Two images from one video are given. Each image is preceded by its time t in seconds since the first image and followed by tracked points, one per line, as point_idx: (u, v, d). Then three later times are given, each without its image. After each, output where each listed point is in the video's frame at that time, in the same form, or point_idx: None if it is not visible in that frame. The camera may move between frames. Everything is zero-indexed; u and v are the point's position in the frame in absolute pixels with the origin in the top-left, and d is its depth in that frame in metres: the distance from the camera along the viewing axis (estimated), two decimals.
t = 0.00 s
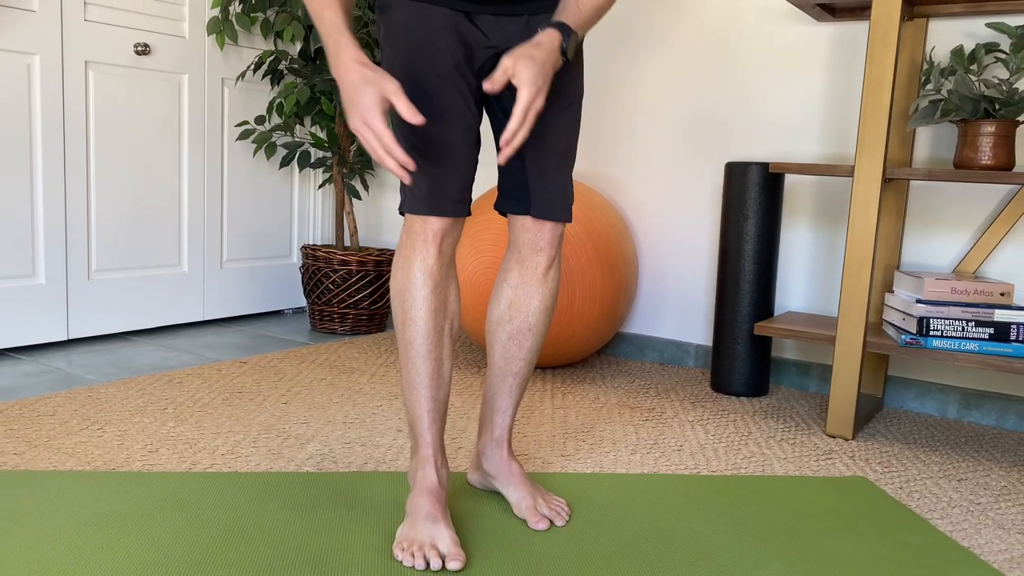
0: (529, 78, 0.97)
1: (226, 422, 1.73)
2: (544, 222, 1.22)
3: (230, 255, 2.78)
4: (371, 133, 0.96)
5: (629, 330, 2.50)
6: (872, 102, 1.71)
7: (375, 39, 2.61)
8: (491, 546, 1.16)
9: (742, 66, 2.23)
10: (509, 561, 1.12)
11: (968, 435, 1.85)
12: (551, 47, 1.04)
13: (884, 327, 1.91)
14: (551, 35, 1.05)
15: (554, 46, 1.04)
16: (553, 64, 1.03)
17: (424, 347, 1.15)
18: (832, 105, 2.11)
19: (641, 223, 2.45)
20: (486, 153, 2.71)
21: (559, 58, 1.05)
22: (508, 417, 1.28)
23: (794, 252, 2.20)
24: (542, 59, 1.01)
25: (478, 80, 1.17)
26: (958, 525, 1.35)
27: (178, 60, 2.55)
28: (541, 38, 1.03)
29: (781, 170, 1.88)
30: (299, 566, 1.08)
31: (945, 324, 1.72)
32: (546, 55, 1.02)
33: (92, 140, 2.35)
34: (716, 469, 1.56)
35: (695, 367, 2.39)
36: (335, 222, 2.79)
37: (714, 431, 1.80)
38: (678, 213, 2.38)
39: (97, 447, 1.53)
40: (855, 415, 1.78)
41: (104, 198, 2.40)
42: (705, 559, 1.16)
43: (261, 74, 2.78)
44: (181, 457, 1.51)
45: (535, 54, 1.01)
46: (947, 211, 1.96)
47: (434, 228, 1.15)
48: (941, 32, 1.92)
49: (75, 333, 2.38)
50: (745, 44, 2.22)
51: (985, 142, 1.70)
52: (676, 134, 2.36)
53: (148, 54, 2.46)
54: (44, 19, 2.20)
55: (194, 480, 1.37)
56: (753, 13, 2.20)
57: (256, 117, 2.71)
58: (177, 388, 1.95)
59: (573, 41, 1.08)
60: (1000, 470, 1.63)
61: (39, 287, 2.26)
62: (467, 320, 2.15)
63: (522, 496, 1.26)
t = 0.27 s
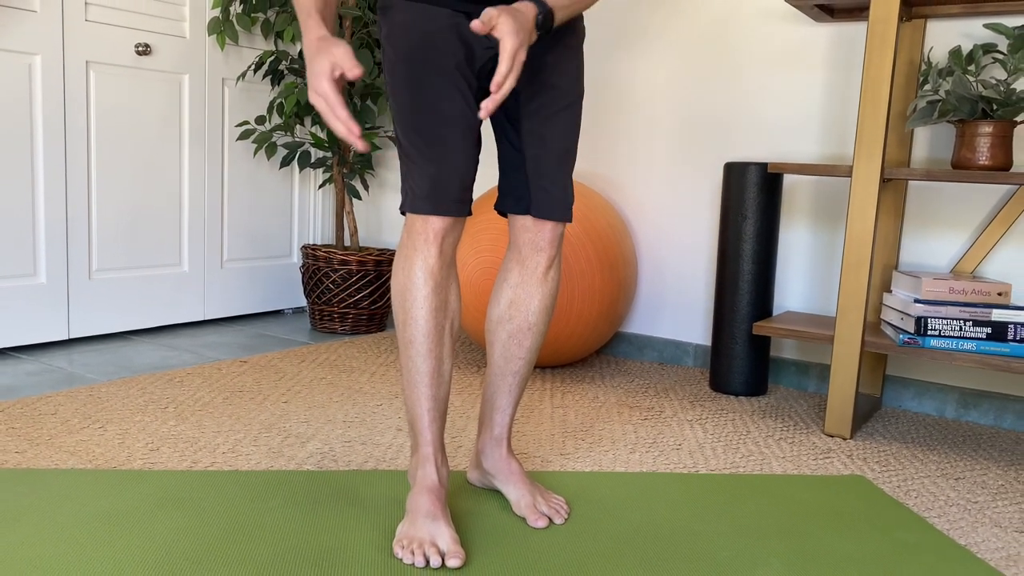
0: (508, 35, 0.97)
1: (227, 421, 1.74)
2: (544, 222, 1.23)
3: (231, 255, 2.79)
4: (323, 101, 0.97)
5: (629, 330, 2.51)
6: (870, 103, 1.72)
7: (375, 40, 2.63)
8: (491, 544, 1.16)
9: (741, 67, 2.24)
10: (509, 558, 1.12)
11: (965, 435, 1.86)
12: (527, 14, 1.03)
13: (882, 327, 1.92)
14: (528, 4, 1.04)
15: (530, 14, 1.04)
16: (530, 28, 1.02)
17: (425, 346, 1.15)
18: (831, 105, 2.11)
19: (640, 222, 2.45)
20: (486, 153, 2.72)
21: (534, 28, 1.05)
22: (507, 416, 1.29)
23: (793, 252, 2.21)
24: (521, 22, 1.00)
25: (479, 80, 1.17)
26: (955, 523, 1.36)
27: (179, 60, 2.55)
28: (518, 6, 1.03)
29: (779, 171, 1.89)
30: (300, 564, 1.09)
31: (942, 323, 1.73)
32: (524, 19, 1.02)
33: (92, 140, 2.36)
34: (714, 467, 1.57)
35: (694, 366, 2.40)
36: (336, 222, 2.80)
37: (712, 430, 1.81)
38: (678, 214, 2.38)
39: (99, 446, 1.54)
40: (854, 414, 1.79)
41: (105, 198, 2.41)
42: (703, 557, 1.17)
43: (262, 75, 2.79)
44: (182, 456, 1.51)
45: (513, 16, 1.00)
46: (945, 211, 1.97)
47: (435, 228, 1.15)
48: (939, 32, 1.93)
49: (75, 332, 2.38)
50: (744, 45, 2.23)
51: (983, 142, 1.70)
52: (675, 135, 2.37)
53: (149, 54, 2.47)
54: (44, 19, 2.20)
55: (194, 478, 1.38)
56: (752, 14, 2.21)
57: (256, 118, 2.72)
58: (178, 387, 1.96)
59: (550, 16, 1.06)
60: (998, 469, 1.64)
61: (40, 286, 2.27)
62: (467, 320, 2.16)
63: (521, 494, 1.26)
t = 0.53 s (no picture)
0: (489, 42, 0.96)
1: (227, 419, 1.74)
2: (544, 222, 1.24)
3: (231, 255, 2.79)
4: (398, 116, 0.94)
5: (628, 330, 2.52)
6: (868, 103, 1.73)
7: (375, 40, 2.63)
8: (490, 542, 1.17)
9: (740, 67, 2.25)
10: (507, 556, 1.13)
11: (963, 434, 1.86)
12: (520, 17, 1.02)
13: (880, 327, 1.93)
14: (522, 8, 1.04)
15: (524, 19, 1.02)
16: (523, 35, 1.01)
17: (425, 345, 1.16)
18: (829, 105, 2.12)
19: (639, 222, 2.46)
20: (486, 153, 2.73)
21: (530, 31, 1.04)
22: (506, 415, 1.29)
23: (791, 252, 2.21)
24: (509, 27, 0.99)
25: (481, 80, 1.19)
26: (952, 521, 1.37)
27: (179, 61, 2.56)
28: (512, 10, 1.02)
29: (778, 171, 1.90)
30: (301, 561, 1.09)
31: (940, 323, 1.74)
32: (516, 24, 1.01)
33: (93, 140, 2.36)
34: (712, 466, 1.58)
35: (693, 366, 2.40)
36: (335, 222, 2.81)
37: (711, 430, 1.81)
38: (676, 214, 2.39)
39: (100, 445, 1.55)
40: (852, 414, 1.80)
41: (105, 198, 2.41)
42: (701, 554, 1.18)
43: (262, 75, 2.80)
44: (183, 454, 1.52)
45: (501, 22, 0.99)
46: (943, 211, 1.98)
47: (435, 228, 1.16)
48: (936, 33, 1.94)
49: (76, 331, 2.39)
50: (743, 45, 2.23)
51: (980, 143, 1.71)
52: (674, 135, 2.37)
53: (149, 54, 2.47)
54: (45, 20, 2.21)
55: (195, 476, 1.39)
56: (751, 14, 2.21)
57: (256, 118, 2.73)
58: (179, 386, 1.96)
59: (550, 16, 1.06)
60: (995, 468, 1.65)
61: (40, 285, 2.27)
62: (467, 319, 2.17)
63: (520, 492, 1.27)
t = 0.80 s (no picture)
0: (489, 93, 1.12)
1: (228, 418, 1.75)
2: (544, 222, 1.24)
3: (231, 255, 2.80)
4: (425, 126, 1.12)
5: (627, 329, 2.52)
6: (865, 104, 1.73)
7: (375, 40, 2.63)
8: (489, 540, 1.18)
9: (738, 67, 2.26)
10: (507, 554, 1.14)
11: (961, 433, 1.87)
12: (512, 60, 1.15)
13: (878, 326, 1.93)
14: (512, 45, 1.15)
15: (515, 57, 1.15)
16: (516, 76, 1.15)
17: (425, 344, 1.17)
18: (828, 105, 2.13)
19: (638, 222, 2.47)
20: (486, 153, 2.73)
21: (521, 65, 1.16)
22: (506, 413, 1.30)
23: (790, 251, 2.22)
24: (504, 73, 1.13)
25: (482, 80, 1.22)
26: (949, 519, 1.37)
27: (180, 61, 2.57)
28: (503, 50, 1.15)
29: (776, 171, 1.90)
30: (301, 559, 1.10)
31: (937, 322, 1.74)
32: (510, 67, 1.14)
33: (93, 140, 2.37)
34: (711, 465, 1.58)
35: (692, 366, 2.41)
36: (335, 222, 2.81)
37: (709, 428, 1.82)
38: (675, 213, 2.40)
39: (101, 443, 1.55)
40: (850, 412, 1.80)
41: (105, 198, 2.42)
42: (699, 552, 1.18)
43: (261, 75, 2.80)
44: (184, 453, 1.53)
45: (497, 68, 1.13)
46: (940, 211, 1.99)
47: (436, 227, 1.17)
48: (933, 33, 1.95)
49: (76, 331, 2.40)
50: (742, 46, 2.24)
51: (977, 142, 1.72)
52: (673, 135, 2.38)
53: (149, 55, 2.48)
54: (46, 20, 2.22)
55: (196, 475, 1.39)
56: (750, 15, 2.22)
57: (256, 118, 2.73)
58: (179, 385, 1.97)
59: (540, 48, 1.17)
60: (992, 466, 1.65)
61: (40, 285, 2.28)
62: (467, 319, 2.17)
63: (519, 490, 1.28)
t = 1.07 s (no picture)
0: (489, 99, 1.13)
1: (228, 418, 1.76)
2: (543, 222, 1.25)
3: (230, 255, 2.81)
4: (425, 128, 1.13)
5: (625, 329, 2.53)
6: (863, 105, 1.74)
7: (374, 40, 2.62)
8: (488, 539, 1.18)
9: (736, 69, 2.26)
10: (505, 552, 1.14)
11: (958, 432, 1.88)
12: (511, 66, 1.15)
13: (876, 326, 1.94)
14: (511, 52, 1.16)
15: (514, 64, 1.15)
16: (515, 83, 1.16)
17: (425, 344, 1.17)
18: (825, 106, 2.14)
19: (637, 222, 2.48)
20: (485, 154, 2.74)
21: (520, 73, 1.16)
22: (505, 413, 1.31)
23: (788, 252, 2.23)
24: (504, 80, 1.14)
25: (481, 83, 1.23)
26: (945, 518, 1.38)
27: (179, 62, 2.57)
28: (502, 57, 1.16)
29: (773, 171, 1.91)
30: (301, 558, 1.11)
31: (934, 322, 1.75)
32: (509, 74, 1.15)
33: (93, 141, 2.37)
34: (708, 464, 1.59)
35: (691, 365, 2.42)
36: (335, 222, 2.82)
37: (707, 428, 1.83)
38: (673, 214, 2.41)
39: (101, 443, 1.56)
40: (847, 412, 1.81)
41: (105, 199, 2.42)
42: (697, 550, 1.19)
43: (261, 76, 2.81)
44: (184, 452, 1.54)
45: (497, 75, 1.14)
46: (937, 211, 1.99)
47: (435, 228, 1.18)
48: (930, 35, 1.96)
49: (76, 331, 2.40)
50: (740, 47, 2.25)
51: (973, 143, 1.72)
52: (672, 135, 2.39)
53: (149, 56, 2.49)
54: (46, 21, 2.22)
55: (196, 474, 1.40)
56: (748, 16, 2.23)
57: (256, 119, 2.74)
58: (179, 385, 1.98)
59: (540, 55, 1.17)
60: (989, 466, 1.66)
61: (40, 286, 2.28)
62: (466, 319, 2.18)
63: (518, 489, 1.29)
